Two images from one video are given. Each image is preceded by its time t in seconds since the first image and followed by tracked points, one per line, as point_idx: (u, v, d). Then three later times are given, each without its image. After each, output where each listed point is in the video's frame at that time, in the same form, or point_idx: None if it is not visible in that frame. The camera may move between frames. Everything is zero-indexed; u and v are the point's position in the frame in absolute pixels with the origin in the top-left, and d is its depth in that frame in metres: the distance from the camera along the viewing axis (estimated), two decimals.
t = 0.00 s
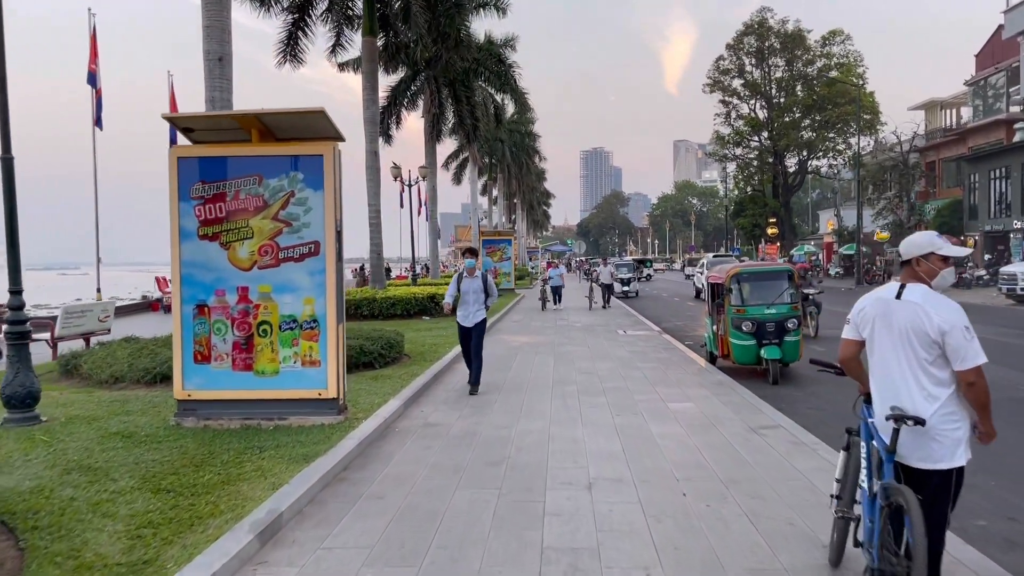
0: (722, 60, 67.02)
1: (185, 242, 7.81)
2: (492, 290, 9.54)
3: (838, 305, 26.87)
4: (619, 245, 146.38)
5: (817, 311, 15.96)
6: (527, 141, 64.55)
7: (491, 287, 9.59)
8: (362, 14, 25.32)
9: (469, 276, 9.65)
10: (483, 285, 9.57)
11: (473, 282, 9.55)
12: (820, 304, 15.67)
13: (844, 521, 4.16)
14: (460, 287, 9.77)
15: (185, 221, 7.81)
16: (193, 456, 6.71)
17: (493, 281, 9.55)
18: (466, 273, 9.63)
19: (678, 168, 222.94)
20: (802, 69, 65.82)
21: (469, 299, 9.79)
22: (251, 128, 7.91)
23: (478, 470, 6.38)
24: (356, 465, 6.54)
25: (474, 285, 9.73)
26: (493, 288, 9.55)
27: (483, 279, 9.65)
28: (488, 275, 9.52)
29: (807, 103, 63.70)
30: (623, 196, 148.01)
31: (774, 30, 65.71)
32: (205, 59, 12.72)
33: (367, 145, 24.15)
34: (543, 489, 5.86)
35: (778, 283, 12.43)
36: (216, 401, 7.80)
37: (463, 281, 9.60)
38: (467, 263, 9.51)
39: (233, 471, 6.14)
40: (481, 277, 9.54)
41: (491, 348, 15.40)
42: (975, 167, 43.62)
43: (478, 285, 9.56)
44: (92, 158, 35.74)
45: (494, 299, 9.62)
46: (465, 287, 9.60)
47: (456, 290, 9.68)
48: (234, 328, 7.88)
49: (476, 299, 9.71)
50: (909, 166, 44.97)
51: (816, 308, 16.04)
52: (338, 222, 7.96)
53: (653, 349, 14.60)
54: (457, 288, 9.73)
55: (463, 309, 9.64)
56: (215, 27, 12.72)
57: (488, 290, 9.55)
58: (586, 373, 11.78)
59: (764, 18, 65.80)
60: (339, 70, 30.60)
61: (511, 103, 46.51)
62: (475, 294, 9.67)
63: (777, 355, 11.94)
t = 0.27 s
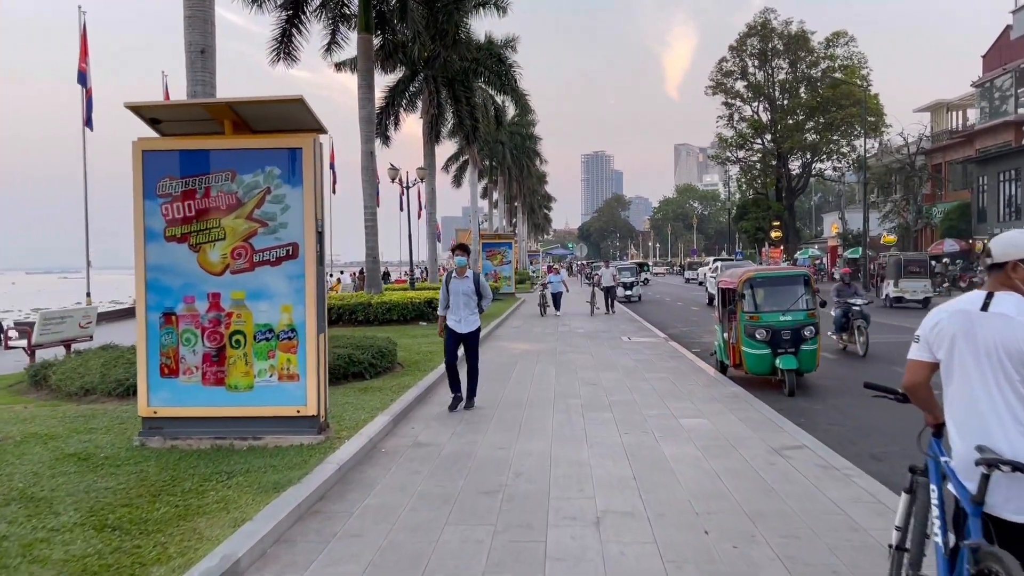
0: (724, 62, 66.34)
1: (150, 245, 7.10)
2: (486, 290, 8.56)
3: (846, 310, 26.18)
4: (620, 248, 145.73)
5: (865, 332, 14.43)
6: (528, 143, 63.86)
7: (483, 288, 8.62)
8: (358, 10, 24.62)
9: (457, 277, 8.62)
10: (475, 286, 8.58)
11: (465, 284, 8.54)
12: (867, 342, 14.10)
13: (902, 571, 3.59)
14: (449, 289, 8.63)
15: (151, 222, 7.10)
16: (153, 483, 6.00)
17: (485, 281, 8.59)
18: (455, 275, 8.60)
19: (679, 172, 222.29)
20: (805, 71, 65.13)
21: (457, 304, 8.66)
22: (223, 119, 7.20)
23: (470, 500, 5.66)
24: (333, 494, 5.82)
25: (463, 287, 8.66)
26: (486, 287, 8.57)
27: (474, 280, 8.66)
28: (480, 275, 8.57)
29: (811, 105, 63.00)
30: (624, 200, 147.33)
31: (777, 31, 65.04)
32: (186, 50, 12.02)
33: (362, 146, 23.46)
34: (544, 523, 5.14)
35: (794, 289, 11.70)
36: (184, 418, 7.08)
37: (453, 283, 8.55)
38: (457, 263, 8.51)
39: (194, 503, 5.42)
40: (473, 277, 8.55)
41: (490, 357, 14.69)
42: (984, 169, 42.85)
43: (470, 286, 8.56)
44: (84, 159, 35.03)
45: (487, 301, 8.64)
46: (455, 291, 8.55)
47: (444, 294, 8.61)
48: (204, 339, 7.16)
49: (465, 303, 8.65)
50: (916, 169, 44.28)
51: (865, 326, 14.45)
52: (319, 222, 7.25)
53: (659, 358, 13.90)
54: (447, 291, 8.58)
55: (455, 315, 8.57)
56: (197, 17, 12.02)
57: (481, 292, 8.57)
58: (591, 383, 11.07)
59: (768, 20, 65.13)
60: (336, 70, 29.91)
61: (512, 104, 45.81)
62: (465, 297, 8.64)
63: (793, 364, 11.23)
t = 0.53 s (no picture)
0: (726, 64, 65.72)
1: (108, 246, 6.41)
2: (474, 306, 7.71)
3: (854, 316, 25.48)
4: (621, 252, 145.06)
5: (934, 349, 12.27)
6: (529, 145, 63.22)
7: (469, 302, 7.74)
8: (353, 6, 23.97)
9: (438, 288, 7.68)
10: (461, 299, 7.69)
11: (450, 297, 7.62)
12: (939, 364, 11.88)
13: None
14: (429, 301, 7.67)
15: (108, 221, 6.41)
16: (99, 516, 5.29)
17: (471, 296, 7.75)
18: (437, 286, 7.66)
19: (680, 175, 222.00)
20: (809, 73, 64.51)
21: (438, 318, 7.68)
22: (188, 108, 6.51)
23: (460, 536, 4.97)
24: (303, 532, 5.13)
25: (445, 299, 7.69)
26: (473, 303, 7.73)
27: (457, 292, 7.76)
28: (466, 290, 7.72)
29: (814, 108, 62.37)
30: (625, 203, 146.80)
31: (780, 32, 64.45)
32: (165, 41, 11.37)
33: (357, 146, 22.77)
34: (541, 567, 4.46)
35: (809, 294, 11.00)
36: (145, 438, 6.40)
37: (436, 295, 7.61)
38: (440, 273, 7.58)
39: (140, 542, 4.73)
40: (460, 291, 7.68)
41: (487, 365, 13.98)
42: (992, 171, 42.16)
43: (455, 300, 7.66)
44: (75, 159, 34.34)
45: (472, 317, 7.76)
46: (438, 304, 7.61)
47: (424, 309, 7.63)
48: (166, 351, 6.45)
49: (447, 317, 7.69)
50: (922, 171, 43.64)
51: (934, 342, 12.28)
52: (294, 221, 6.56)
53: (665, 367, 13.20)
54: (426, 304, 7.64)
55: (436, 333, 7.62)
56: (176, 5, 11.36)
57: (466, 307, 7.72)
58: (594, 394, 10.37)
59: (771, 21, 64.54)
60: (332, 69, 29.27)
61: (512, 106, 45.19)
62: (447, 310, 7.68)
63: (810, 374, 10.56)
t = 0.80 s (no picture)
0: (728, 65, 65.10)
1: (53, 247, 5.73)
2: (457, 306, 6.76)
3: (862, 319, 24.77)
4: (621, 255, 144.39)
5: None
6: (529, 146, 62.60)
7: (452, 302, 6.80)
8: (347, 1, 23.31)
9: (417, 288, 6.75)
10: (442, 299, 6.76)
11: (429, 297, 6.68)
12: None
13: None
14: (406, 305, 6.71)
15: (54, 218, 5.73)
16: (29, 554, 4.61)
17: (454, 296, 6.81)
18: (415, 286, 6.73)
19: (680, 178, 221.55)
20: (811, 74, 63.85)
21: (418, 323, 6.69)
22: (145, 91, 5.84)
23: None
24: None
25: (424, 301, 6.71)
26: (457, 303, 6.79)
27: (439, 291, 6.82)
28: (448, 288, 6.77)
29: (817, 109, 61.71)
30: (625, 206, 146.23)
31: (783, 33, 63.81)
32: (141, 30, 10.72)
33: (351, 145, 22.10)
34: None
35: (825, 299, 10.30)
36: (94, 462, 5.72)
37: (413, 295, 6.67)
38: (417, 270, 6.66)
39: None
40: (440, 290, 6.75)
41: (483, 373, 13.27)
42: (1000, 172, 41.44)
43: (435, 300, 6.72)
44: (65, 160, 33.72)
45: (456, 320, 6.81)
46: (415, 305, 6.66)
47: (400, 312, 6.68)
48: (119, 364, 5.76)
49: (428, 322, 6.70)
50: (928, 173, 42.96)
51: None
52: (261, 219, 5.88)
53: (671, 376, 12.49)
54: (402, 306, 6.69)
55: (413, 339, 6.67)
56: None
57: (448, 308, 6.77)
58: (597, 407, 9.66)
59: (773, 21, 63.90)
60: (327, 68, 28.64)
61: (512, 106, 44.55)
62: (427, 314, 6.70)
63: (827, 385, 9.82)
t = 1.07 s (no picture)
0: (731, 66, 64.44)
1: None
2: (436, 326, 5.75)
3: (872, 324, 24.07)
4: (622, 258, 143.67)
5: None
6: (529, 148, 61.95)
7: (431, 320, 5.80)
8: None
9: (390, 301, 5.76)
10: (419, 316, 5.75)
11: (404, 313, 5.68)
12: None
13: None
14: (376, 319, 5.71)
15: None
16: None
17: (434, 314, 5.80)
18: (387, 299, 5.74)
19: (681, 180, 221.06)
20: (814, 75, 63.21)
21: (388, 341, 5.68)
22: (87, 70, 5.16)
23: None
24: None
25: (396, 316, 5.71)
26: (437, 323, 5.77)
27: (417, 307, 5.84)
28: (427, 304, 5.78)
29: (820, 111, 61.06)
30: (626, 208, 145.66)
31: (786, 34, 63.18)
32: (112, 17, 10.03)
33: (343, 144, 21.41)
34: None
35: (842, 306, 9.61)
36: (27, 491, 5.04)
37: (385, 310, 5.68)
38: (391, 280, 5.66)
39: None
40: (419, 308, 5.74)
41: (479, 382, 12.54)
42: (1008, 174, 40.73)
43: (411, 317, 5.71)
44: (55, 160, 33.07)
45: (435, 342, 5.80)
46: (386, 320, 5.67)
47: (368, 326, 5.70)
48: (55, 380, 5.07)
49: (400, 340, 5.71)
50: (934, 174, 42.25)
51: None
52: (219, 216, 5.18)
53: (678, 385, 11.74)
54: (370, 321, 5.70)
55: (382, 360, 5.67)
56: None
57: (426, 328, 5.77)
58: (599, 421, 8.94)
59: (776, 21, 63.27)
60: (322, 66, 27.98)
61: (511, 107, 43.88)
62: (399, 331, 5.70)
63: (846, 397, 9.10)
